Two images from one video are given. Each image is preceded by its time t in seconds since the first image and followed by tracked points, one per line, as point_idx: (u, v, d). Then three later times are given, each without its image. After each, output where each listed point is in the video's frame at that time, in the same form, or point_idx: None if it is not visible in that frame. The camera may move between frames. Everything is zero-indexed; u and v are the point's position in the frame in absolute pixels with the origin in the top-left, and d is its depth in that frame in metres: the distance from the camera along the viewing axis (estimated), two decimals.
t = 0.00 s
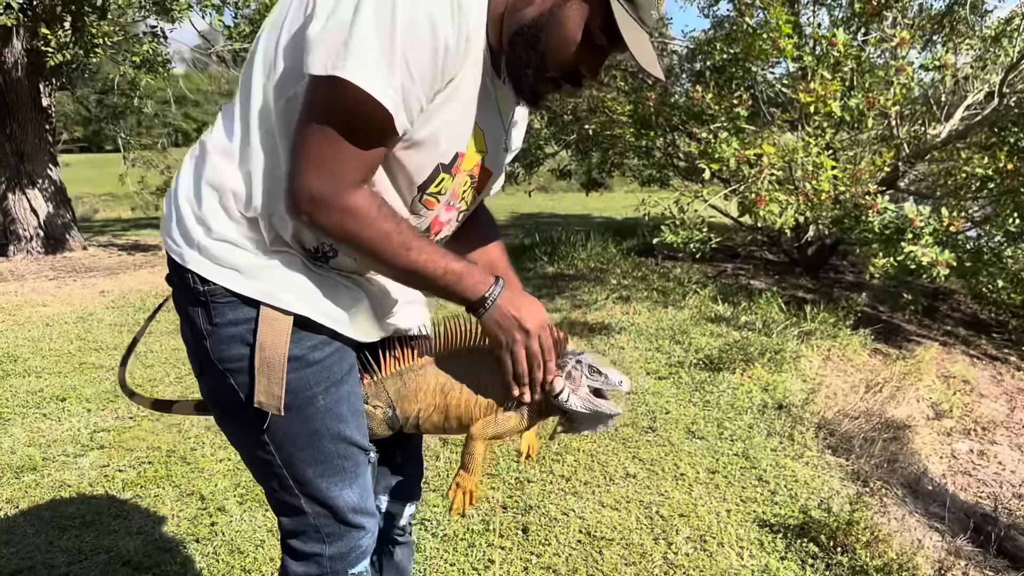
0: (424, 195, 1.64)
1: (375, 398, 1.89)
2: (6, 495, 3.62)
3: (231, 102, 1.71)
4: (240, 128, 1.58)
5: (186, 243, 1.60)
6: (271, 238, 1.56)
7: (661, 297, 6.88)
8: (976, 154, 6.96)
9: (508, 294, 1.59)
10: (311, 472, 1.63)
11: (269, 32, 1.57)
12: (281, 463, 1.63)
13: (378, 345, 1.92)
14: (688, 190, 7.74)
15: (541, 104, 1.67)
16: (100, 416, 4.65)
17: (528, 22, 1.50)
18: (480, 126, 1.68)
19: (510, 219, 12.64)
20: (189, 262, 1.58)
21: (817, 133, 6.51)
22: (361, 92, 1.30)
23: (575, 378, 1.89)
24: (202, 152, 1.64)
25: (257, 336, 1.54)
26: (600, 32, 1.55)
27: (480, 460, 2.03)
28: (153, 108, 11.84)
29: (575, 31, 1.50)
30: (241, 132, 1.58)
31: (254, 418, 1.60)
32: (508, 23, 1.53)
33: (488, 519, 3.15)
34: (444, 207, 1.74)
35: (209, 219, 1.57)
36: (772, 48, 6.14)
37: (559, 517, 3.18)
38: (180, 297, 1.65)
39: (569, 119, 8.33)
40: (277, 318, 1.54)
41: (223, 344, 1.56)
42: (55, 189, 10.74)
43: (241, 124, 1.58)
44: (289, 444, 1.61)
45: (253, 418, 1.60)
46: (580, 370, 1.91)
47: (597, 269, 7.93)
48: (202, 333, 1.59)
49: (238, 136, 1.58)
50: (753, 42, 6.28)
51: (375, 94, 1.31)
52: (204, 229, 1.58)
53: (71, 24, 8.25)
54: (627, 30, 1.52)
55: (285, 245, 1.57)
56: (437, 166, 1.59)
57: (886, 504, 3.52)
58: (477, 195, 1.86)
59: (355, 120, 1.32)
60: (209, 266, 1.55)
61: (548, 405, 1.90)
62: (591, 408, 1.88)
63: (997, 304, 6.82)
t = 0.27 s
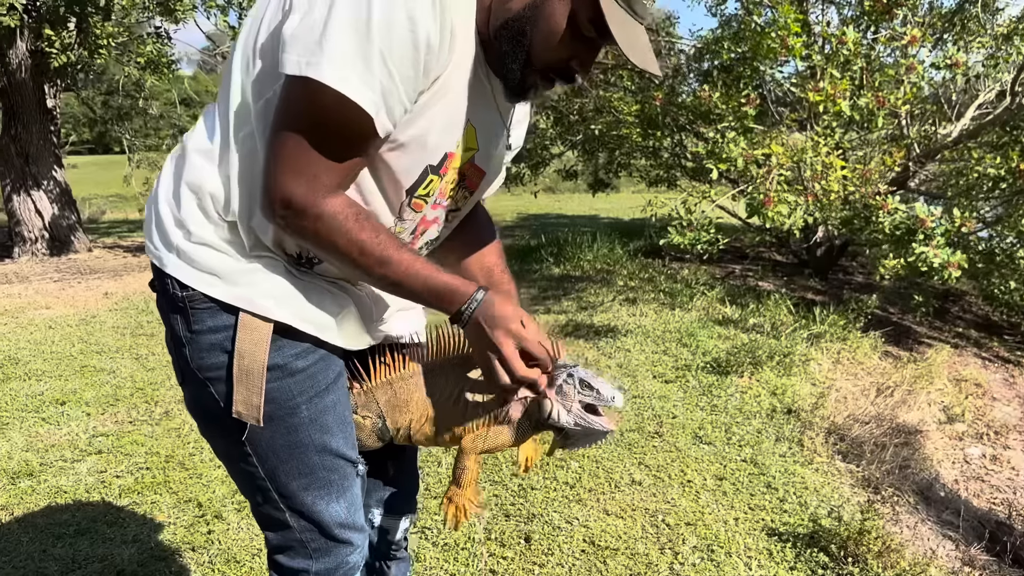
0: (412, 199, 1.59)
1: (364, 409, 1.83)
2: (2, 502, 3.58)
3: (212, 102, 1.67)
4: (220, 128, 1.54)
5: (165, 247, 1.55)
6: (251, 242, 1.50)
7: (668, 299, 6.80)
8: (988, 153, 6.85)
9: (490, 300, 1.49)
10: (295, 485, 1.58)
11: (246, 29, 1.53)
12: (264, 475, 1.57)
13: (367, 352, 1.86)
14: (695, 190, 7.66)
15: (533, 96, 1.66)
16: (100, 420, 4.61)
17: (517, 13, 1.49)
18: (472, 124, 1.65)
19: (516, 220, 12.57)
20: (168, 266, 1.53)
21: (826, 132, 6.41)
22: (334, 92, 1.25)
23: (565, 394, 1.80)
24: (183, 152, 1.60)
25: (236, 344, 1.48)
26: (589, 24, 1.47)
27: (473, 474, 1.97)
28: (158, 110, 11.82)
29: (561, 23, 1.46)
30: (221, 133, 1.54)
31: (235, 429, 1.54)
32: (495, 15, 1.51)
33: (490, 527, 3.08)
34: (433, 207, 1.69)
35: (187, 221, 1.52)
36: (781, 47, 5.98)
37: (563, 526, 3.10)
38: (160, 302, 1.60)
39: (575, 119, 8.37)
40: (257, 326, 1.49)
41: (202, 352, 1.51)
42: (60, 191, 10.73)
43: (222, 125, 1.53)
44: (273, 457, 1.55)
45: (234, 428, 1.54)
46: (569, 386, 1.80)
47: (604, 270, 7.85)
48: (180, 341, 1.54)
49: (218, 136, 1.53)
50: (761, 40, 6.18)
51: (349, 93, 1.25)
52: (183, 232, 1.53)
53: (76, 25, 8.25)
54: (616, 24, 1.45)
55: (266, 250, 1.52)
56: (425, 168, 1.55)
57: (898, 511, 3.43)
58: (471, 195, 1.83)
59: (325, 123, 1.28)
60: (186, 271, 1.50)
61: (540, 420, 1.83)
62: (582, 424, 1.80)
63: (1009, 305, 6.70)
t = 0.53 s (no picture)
0: (413, 201, 1.60)
1: (368, 411, 1.81)
2: (10, 502, 3.60)
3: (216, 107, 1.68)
4: (222, 131, 1.55)
5: (167, 248, 1.57)
6: (252, 245, 1.51)
7: (676, 300, 6.78)
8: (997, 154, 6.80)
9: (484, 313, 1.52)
10: (297, 487, 1.58)
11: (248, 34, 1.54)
12: (265, 477, 1.58)
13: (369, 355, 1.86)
14: (702, 191, 7.64)
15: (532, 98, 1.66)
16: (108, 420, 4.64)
17: (514, 13, 1.49)
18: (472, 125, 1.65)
19: (523, 220, 12.57)
20: (172, 268, 1.55)
21: (835, 133, 6.39)
22: (329, 92, 1.25)
23: (564, 402, 1.80)
24: (186, 156, 1.61)
25: (237, 347, 1.49)
26: (583, 25, 1.45)
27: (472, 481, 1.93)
28: (167, 111, 11.88)
29: (552, 26, 1.45)
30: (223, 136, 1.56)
31: (237, 431, 1.55)
32: (494, 16, 1.52)
33: (496, 529, 3.08)
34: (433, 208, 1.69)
35: (189, 223, 1.53)
36: (789, 48, 5.99)
37: (569, 528, 3.10)
38: (165, 304, 1.61)
39: (584, 120, 8.42)
40: (259, 329, 1.50)
41: (204, 354, 1.53)
42: (69, 191, 10.80)
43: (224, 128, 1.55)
44: (274, 459, 1.56)
45: (236, 430, 1.55)
46: (568, 396, 1.79)
47: (611, 271, 7.84)
48: (184, 343, 1.56)
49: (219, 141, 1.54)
50: (770, 41, 6.16)
51: (343, 94, 1.26)
52: (186, 234, 1.54)
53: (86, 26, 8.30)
54: (610, 26, 1.43)
55: (267, 253, 1.52)
56: (425, 170, 1.55)
57: (906, 514, 3.41)
58: (473, 197, 1.84)
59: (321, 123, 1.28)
60: (189, 274, 1.52)
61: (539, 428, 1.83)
62: (579, 434, 1.79)
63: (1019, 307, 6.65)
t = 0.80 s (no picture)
0: (425, 198, 1.65)
1: (380, 399, 1.87)
2: (28, 493, 3.68)
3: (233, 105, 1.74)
4: (241, 130, 1.61)
5: (189, 243, 1.62)
6: (270, 239, 1.56)
7: (683, 298, 6.82)
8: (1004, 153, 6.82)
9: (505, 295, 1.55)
10: (313, 471, 1.63)
11: (265, 36, 1.59)
12: (283, 462, 1.63)
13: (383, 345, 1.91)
14: (710, 190, 7.67)
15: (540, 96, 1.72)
16: (123, 414, 4.72)
17: (518, 15, 1.53)
18: (480, 122, 1.71)
19: (531, 219, 12.61)
20: (193, 261, 1.60)
21: (842, 132, 6.42)
22: (348, 96, 1.31)
23: (571, 390, 1.83)
24: (205, 154, 1.67)
25: (256, 336, 1.54)
26: (586, 25, 1.50)
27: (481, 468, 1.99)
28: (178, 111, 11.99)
29: (554, 25, 1.50)
30: (242, 134, 1.61)
31: (256, 417, 1.61)
32: (498, 17, 1.56)
33: (504, 520, 3.13)
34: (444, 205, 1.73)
35: (210, 218, 1.59)
36: (796, 48, 6.02)
37: (575, 519, 3.15)
38: (185, 296, 1.67)
39: (591, 119, 8.43)
40: (276, 318, 1.54)
41: (224, 343, 1.58)
42: (82, 190, 10.92)
43: (243, 127, 1.60)
44: (292, 444, 1.61)
45: (254, 416, 1.60)
46: (576, 382, 1.84)
47: (619, 270, 7.88)
48: (204, 332, 1.61)
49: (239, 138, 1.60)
50: (777, 40, 6.20)
51: (361, 97, 1.31)
52: (207, 228, 1.59)
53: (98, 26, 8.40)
54: (611, 25, 1.49)
55: (284, 246, 1.57)
56: (438, 167, 1.60)
57: (909, 508, 3.45)
58: (483, 193, 1.89)
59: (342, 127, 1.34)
60: (209, 266, 1.57)
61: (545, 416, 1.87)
62: (586, 420, 1.84)
63: None
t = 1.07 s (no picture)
0: (444, 187, 1.69)
1: (399, 381, 1.95)
2: (50, 480, 3.77)
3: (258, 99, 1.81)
4: (266, 122, 1.68)
5: (217, 231, 1.69)
6: (295, 227, 1.63)
7: (691, 295, 6.87)
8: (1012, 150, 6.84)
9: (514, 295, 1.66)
10: (336, 450, 1.70)
11: (291, 33, 1.66)
12: (307, 441, 1.71)
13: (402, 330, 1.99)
14: (718, 187, 7.72)
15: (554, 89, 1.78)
16: (140, 406, 4.81)
17: (531, 11, 1.60)
18: (495, 115, 1.77)
19: (540, 217, 12.67)
20: (221, 248, 1.67)
21: (850, 130, 6.46)
22: (372, 92, 1.38)
23: (576, 370, 1.91)
24: (232, 145, 1.74)
25: (283, 319, 1.62)
26: (597, 21, 1.57)
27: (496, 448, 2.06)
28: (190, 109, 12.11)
29: (566, 21, 1.57)
30: (267, 126, 1.68)
31: (282, 398, 1.68)
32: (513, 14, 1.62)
33: (515, 507, 3.20)
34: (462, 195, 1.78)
35: (237, 208, 1.66)
36: (804, 45, 6.06)
37: (585, 506, 3.22)
38: (213, 282, 1.74)
39: (600, 116, 8.41)
40: (303, 303, 1.62)
41: (252, 327, 1.65)
42: (95, 187, 11.05)
43: (268, 120, 1.67)
44: (316, 423, 1.68)
45: (280, 397, 1.68)
46: (580, 365, 1.91)
47: (627, 266, 7.94)
48: (232, 317, 1.68)
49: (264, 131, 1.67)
50: (785, 38, 6.24)
51: (384, 93, 1.39)
52: (235, 217, 1.66)
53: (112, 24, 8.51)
54: (620, 20, 1.55)
55: (309, 234, 1.64)
56: (456, 159, 1.65)
57: (914, 498, 3.50)
58: (499, 185, 1.95)
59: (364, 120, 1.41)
60: (237, 253, 1.64)
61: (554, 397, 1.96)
62: (591, 400, 1.91)
63: None
